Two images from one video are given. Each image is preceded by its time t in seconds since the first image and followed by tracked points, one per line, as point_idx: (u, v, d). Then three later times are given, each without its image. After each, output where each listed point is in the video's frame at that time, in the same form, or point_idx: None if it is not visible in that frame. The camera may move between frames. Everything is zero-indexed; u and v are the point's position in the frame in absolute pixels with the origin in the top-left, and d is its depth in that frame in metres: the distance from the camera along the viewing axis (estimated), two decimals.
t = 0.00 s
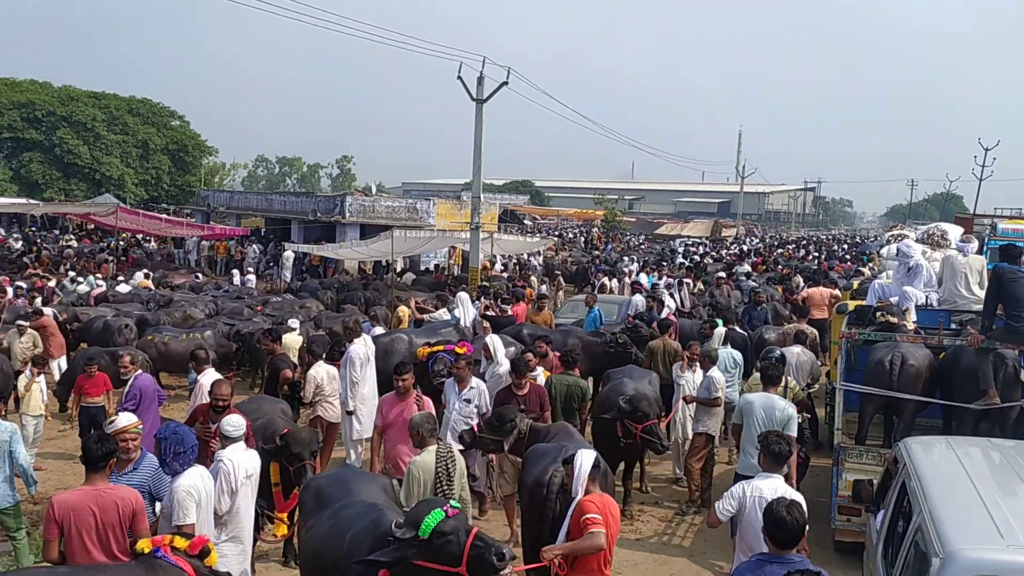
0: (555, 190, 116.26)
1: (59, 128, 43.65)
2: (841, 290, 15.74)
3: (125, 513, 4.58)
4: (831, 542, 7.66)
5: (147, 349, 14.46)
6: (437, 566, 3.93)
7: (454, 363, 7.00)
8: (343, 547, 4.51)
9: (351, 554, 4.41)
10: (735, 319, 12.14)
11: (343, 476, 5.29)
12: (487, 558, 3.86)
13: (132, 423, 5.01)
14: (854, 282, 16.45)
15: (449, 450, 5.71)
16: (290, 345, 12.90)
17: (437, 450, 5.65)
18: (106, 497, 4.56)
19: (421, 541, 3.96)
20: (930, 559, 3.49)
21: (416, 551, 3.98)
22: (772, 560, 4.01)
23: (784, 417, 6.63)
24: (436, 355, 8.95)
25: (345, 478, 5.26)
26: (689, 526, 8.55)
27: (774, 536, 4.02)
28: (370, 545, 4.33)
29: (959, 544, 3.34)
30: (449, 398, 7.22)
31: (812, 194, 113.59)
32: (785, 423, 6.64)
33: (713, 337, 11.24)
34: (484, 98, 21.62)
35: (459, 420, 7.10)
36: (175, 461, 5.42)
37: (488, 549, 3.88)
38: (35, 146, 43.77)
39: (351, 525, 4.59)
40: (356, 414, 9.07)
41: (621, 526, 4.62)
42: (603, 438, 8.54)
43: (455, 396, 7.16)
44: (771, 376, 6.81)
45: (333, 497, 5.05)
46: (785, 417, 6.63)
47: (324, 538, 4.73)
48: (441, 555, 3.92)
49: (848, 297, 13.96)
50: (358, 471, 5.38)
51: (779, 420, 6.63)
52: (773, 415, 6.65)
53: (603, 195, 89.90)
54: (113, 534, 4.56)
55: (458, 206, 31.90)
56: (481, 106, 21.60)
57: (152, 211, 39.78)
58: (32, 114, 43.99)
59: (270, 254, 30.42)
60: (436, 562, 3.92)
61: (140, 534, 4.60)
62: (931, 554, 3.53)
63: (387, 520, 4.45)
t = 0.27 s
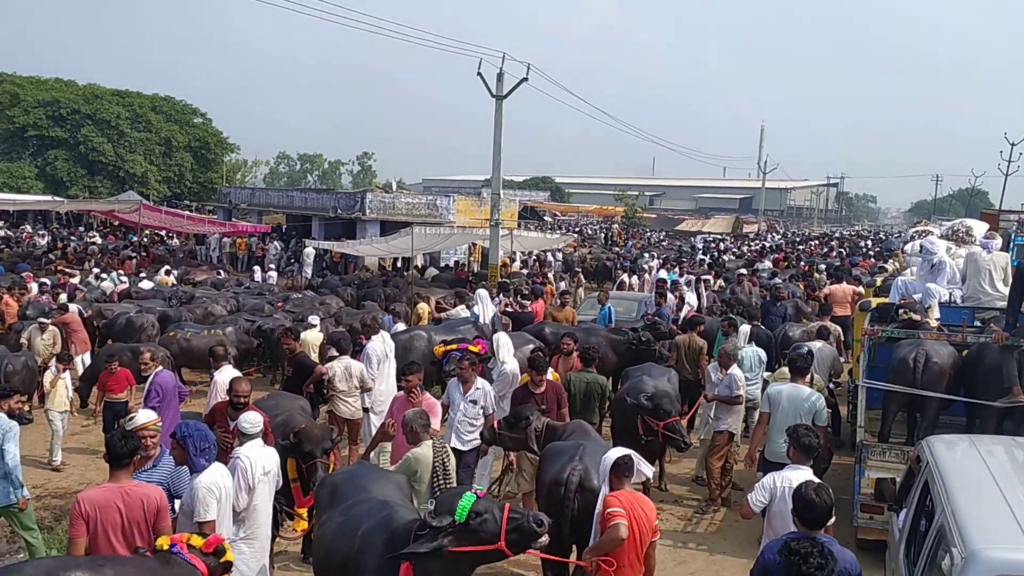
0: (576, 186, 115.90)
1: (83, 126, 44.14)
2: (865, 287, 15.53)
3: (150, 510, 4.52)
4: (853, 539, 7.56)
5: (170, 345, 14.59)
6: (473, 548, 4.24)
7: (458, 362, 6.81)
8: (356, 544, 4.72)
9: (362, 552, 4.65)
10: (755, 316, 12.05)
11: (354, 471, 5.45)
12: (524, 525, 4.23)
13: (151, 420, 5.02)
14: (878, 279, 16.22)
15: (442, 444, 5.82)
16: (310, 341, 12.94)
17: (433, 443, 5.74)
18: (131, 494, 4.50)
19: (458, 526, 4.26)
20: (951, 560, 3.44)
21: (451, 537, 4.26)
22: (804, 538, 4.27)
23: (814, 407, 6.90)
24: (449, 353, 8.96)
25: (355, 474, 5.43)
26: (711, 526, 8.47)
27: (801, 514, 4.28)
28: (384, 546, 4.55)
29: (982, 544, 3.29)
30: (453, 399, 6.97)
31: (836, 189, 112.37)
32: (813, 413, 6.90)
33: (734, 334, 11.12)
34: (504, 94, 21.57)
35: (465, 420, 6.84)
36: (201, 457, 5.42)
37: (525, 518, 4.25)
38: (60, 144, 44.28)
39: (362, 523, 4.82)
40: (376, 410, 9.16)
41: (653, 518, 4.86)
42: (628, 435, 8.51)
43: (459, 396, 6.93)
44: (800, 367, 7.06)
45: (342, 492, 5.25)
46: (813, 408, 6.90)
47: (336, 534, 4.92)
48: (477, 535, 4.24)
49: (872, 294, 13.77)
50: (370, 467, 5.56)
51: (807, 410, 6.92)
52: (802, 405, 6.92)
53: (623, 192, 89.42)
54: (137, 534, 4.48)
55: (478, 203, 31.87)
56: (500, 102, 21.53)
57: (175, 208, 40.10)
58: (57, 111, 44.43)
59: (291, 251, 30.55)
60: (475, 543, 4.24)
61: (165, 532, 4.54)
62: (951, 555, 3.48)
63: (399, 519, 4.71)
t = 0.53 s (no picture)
0: (595, 187, 115.61)
1: (106, 128, 44.63)
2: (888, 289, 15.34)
3: (168, 514, 4.51)
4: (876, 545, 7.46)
5: (190, 346, 14.70)
6: (497, 542, 4.23)
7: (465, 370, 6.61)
8: (366, 546, 4.77)
9: (373, 552, 4.69)
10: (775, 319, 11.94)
11: (367, 475, 5.49)
12: (547, 516, 4.23)
13: (168, 423, 5.04)
14: (901, 281, 16.01)
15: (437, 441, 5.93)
16: (327, 343, 12.97)
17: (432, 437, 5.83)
18: (150, 497, 4.50)
19: (484, 521, 4.22)
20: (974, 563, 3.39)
21: (475, 533, 4.22)
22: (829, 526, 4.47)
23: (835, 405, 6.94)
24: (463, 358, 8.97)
25: (368, 477, 5.46)
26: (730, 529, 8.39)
27: (828, 504, 4.46)
28: (395, 545, 4.59)
29: (1006, 548, 3.22)
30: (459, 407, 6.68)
31: (858, 190, 111.28)
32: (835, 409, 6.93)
33: (754, 337, 11.00)
34: (523, 96, 21.54)
35: (466, 429, 6.57)
36: (203, 464, 5.38)
37: (546, 510, 4.25)
38: (83, 146, 44.80)
39: (373, 525, 4.85)
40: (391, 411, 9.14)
41: (680, 526, 4.78)
42: (648, 439, 8.45)
43: (466, 404, 6.64)
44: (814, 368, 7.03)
45: (355, 495, 5.30)
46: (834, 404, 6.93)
47: (345, 538, 4.96)
48: (503, 529, 4.22)
49: (893, 297, 13.60)
50: (384, 470, 5.59)
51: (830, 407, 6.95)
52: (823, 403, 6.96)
53: (643, 193, 89.10)
54: (154, 536, 4.47)
55: (497, 204, 31.85)
56: (519, 103, 21.50)
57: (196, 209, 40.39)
58: (80, 114, 44.90)
59: (310, 252, 30.69)
60: (495, 538, 4.23)
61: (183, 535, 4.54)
62: (974, 557, 3.43)
63: (409, 522, 4.75)
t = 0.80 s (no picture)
0: (618, 197, 115.36)
1: (132, 136, 45.16)
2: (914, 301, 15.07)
3: (178, 526, 4.45)
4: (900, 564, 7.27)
5: (210, 353, 14.74)
6: (509, 556, 4.14)
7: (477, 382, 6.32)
8: (373, 556, 4.70)
9: (379, 563, 4.63)
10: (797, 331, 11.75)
11: (376, 484, 5.40)
12: (560, 531, 4.19)
13: (179, 433, 4.96)
14: (927, 294, 15.72)
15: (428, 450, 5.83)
16: (346, 351, 12.93)
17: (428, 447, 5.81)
18: (160, 508, 4.44)
19: (498, 534, 4.11)
20: None
21: (487, 546, 4.12)
22: (847, 531, 4.53)
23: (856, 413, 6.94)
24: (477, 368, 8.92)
25: (377, 486, 5.37)
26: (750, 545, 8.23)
27: (846, 508, 4.53)
28: (403, 557, 4.53)
29: None
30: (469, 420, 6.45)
31: (884, 201, 110.08)
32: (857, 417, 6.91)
33: (776, 351, 10.81)
34: (544, 105, 21.49)
35: (476, 444, 6.33)
36: (224, 471, 5.37)
37: (559, 525, 4.20)
38: (110, 153, 45.36)
39: (379, 535, 4.77)
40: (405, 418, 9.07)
41: (696, 537, 4.60)
42: (667, 452, 8.29)
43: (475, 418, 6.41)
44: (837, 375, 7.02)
45: (359, 505, 5.22)
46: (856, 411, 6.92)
47: (351, 547, 4.90)
48: (515, 542, 4.14)
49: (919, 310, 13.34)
50: (392, 480, 5.49)
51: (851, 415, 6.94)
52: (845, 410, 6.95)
53: (665, 203, 88.76)
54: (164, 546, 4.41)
55: (518, 213, 31.80)
56: (541, 112, 21.45)
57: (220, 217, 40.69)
58: (107, 122, 45.48)
59: (332, 260, 30.78)
60: (507, 551, 4.14)
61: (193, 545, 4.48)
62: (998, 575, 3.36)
63: (416, 533, 4.66)
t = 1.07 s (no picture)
0: (628, 212, 115.30)
1: (144, 148, 45.43)
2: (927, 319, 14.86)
3: (166, 540, 4.34)
4: None
5: (216, 365, 14.68)
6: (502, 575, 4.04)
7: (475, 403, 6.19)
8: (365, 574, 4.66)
9: None
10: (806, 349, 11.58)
11: (368, 503, 5.31)
12: (553, 549, 4.11)
13: (171, 450, 4.92)
14: (940, 311, 15.50)
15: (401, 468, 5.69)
16: (351, 366, 12.85)
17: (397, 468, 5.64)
18: (148, 523, 4.33)
19: (489, 552, 4.04)
20: None
21: (478, 564, 4.02)
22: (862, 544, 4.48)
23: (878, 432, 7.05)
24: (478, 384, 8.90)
25: (369, 505, 5.28)
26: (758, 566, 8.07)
27: (864, 522, 4.50)
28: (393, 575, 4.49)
29: None
30: (467, 441, 6.34)
31: (896, 217, 109.51)
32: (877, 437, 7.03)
33: (786, 368, 10.65)
34: (553, 119, 21.44)
35: (475, 467, 6.19)
36: (224, 484, 5.25)
37: (552, 542, 4.13)
38: (121, 166, 45.62)
39: (370, 552, 4.74)
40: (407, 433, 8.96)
41: (688, 558, 4.40)
42: (673, 472, 8.14)
43: (472, 440, 6.29)
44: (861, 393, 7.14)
45: (349, 520, 5.17)
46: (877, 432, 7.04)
47: (343, 565, 4.87)
48: (508, 561, 4.04)
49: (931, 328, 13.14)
50: (383, 497, 5.38)
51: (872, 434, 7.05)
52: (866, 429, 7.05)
53: (675, 218, 88.64)
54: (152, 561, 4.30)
55: (527, 227, 31.74)
56: (550, 126, 21.41)
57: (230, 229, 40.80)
58: (120, 134, 45.81)
59: (340, 273, 30.76)
60: (499, 569, 4.05)
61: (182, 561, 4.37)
62: None
63: (407, 552, 4.62)
